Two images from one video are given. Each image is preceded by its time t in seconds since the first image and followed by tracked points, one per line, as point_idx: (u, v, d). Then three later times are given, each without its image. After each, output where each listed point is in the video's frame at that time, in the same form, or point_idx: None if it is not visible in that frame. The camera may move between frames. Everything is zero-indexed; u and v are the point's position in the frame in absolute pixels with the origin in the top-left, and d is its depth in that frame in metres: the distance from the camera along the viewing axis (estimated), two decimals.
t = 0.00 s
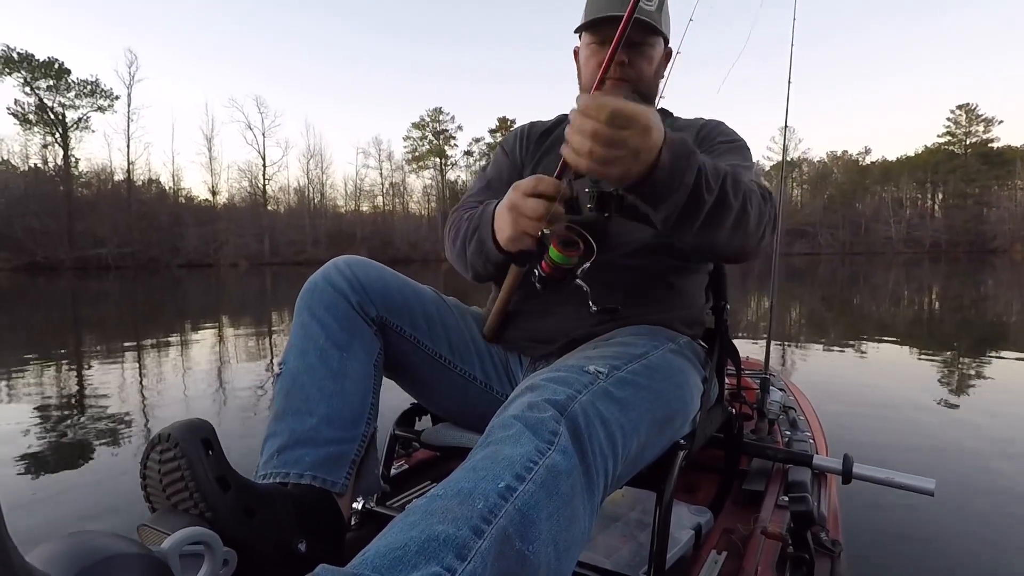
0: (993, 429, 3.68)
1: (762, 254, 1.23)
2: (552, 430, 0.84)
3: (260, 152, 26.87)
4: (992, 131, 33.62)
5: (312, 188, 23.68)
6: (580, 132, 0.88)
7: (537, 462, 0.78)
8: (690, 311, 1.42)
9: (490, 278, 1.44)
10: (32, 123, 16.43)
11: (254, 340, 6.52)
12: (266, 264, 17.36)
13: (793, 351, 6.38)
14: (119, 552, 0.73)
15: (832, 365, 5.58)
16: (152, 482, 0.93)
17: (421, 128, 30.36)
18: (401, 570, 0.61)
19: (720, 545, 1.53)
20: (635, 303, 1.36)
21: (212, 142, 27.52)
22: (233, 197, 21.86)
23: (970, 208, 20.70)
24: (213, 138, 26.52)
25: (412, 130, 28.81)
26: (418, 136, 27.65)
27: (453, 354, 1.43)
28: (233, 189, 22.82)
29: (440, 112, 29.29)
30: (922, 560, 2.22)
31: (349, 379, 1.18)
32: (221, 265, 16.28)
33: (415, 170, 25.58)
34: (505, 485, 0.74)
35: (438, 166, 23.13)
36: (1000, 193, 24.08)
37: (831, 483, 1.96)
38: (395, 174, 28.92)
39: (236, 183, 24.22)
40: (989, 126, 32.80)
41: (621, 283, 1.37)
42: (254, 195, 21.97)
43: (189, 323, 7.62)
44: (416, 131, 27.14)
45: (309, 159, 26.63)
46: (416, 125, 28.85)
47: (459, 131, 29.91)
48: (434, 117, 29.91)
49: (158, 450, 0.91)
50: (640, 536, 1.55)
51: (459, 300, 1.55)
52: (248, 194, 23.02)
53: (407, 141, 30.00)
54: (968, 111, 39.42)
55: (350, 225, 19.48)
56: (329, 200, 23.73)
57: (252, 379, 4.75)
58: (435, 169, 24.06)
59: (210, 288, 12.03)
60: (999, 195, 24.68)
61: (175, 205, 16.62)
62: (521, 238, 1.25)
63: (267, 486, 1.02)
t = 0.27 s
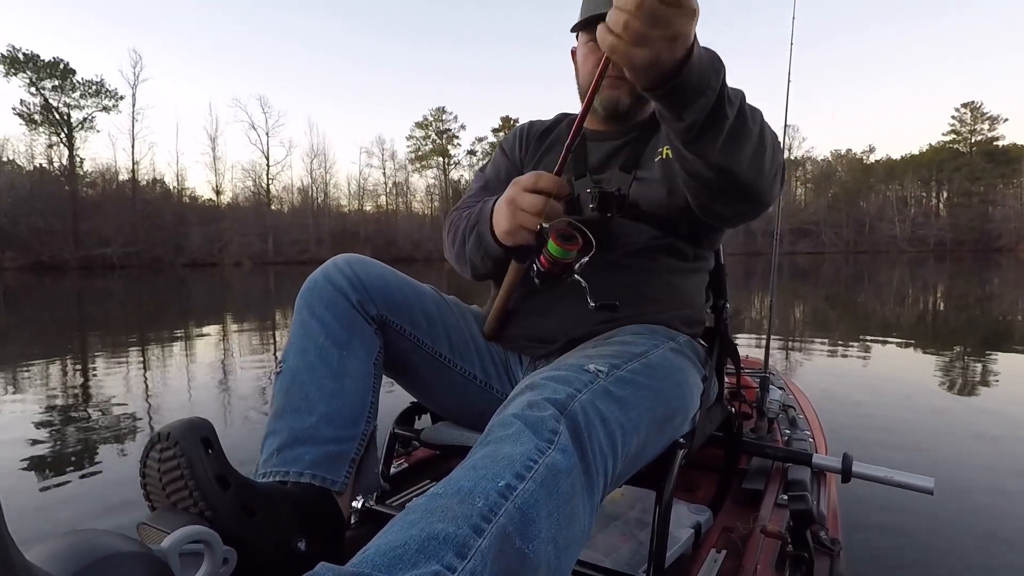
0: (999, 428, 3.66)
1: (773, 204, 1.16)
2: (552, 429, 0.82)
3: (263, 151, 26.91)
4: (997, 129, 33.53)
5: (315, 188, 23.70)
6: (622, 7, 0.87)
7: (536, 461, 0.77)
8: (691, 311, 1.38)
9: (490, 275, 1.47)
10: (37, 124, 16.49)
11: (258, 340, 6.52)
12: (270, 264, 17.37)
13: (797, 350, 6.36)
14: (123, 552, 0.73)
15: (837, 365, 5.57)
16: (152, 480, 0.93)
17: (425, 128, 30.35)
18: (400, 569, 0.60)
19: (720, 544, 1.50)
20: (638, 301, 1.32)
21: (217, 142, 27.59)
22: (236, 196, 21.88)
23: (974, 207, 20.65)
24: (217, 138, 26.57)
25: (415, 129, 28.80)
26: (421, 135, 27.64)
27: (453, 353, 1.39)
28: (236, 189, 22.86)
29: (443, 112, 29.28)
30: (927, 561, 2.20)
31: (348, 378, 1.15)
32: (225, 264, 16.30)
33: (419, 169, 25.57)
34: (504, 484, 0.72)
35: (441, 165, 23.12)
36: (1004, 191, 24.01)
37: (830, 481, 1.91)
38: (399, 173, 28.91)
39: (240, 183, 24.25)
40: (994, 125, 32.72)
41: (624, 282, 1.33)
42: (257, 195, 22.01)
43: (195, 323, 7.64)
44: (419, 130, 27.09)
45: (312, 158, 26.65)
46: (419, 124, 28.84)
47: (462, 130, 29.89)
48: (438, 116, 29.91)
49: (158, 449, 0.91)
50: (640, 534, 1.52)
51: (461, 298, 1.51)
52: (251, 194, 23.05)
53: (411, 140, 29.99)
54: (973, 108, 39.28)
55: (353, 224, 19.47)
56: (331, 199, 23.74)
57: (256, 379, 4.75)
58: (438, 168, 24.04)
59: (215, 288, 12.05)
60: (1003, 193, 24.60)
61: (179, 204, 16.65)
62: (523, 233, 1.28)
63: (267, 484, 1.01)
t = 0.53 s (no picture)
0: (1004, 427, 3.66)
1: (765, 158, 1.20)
2: (552, 429, 0.83)
3: (267, 152, 26.94)
4: (1003, 126, 33.41)
5: (319, 188, 23.70)
6: None
7: (536, 461, 0.78)
8: (690, 309, 1.39)
9: (462, 201, 1.38)
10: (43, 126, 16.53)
11: (264, 340, 6.54)
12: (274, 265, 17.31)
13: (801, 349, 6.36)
14: (121, 551, 0.74)
15: (842, 364, 5.57)
16: (153, 479, 0.94)
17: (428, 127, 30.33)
18: (401, 568, 0.62)
19: (721, 543, 1.51)
20: (636, 301, 1.33)
21: (221, 143, 27.63)
22: (240, 197, 21.90)
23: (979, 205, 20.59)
24: (221, 139, 26.60)
25: (419, 129, 28.79)
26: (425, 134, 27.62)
27: (454, 350, 1.39)
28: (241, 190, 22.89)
29: (447, 111, 29.26)
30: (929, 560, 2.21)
31: (350, 375, 1.17)
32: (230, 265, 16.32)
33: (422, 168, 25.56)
34: (505, 484, 0.74)
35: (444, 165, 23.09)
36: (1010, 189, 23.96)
37: (830, 480, 1.92)
38: (402, 173, 28.90)
39: (244, 183, 24.27)
40: (999, 122, 32.61)
41: (623, 282, 1.34)
42: (261, 195, 22.03)
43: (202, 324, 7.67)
44: (422, 129, 27.08)
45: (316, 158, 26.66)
46: (423, 123, 28.83)
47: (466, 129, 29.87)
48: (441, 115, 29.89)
49: (159, 448, 0.92)
50: (640, 533, 1.54)
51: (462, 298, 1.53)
52: (255, 194, 23.07)
53: (414, 139, 29.98)
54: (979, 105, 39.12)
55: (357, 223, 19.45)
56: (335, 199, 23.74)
57: (261, 379, 4.77)
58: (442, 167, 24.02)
59: (220, 288, 12.06)
60: (1009, 191, 24.54)
61: (183, 206, 16.67)
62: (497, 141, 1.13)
63: (268, 484, 1.02)
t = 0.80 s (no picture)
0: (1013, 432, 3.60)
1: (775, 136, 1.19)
2: (553, 428, 0.80)
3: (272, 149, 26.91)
4: (1008, 129, 33.28)
5: (323, 186, 23.66)
6: None
7: (538, 460, 0.74)
8: (691, 309, 1.35)
9: (470, 118, 1.28)
10: (48, 120, 16.51)
11: (266, 337, 6.49)
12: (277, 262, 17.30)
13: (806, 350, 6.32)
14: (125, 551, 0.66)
15: (848, 366, 5.51)
16: (152, 479, 0.86)
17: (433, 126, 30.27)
18: (401, 568, 0.59)
19: (720, 543, 1.43)
20: (639, 300, 1.29)
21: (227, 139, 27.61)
22: (244, 193, 21.86)
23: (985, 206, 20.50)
24: (226, 135, 26.57)
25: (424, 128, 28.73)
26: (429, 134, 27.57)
27: (455, 351, 1.34)
28: (245, 186, 22.85)
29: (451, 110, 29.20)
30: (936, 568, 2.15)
31: (351, 375, 1.11)
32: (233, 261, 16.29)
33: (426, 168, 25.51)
34: (505, 483, 0.71)
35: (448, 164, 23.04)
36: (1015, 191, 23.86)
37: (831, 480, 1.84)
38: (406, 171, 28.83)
39: (248, 180, 24.23)
40: (1005, 124, 32.49)
41: (624, 282, 1.30)
42: (265, 191, 21.99)
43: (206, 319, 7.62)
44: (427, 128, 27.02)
45: (320, 156, 26.62)
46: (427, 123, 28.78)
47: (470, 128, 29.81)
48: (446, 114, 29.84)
49: (158, 449, 0.84)
50: (640, 533, 1.44)
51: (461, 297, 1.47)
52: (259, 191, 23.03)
53: (418, 138, 29.93)
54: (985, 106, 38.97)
55: (360, 221, 19.39)
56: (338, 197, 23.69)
57: (263, 376, 4.72)
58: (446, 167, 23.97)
59: (224, 285, 12.02)
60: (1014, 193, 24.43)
61: (187, 201, 16.63)
62: (530, 57, 1.06)
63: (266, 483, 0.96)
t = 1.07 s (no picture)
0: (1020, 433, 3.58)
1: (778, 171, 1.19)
2: (552, 428, 0.78)
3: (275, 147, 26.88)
4: (1013, 129, 33.18)
5: (326, 184, 23.61)
6: None
7: (537, 461, 0.73)
8: (689, 309, 1.33)
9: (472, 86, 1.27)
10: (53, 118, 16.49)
11: (269, 334, 6.46)
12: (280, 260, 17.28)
13: (809, 350, 6.32)
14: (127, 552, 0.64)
15: (854, 365, 5.48)
16: (153, 479, 0.85)
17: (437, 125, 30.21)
18: (401, 568, 0.57)
19: (721, 543, 1.42)
20: (636, 300, 1.27)
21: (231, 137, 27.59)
22: (247, 191, 21.81)
23: (990, 206, 20.43)
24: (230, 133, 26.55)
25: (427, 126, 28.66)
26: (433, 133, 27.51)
27: (455, 350, 1.31)
28: (247, 184, 22.82)
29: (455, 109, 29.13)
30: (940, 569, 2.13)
31: (351, 374, 1.09)
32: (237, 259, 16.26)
33: (430, 166, 25.46)
34: (505, 483, 0.69)
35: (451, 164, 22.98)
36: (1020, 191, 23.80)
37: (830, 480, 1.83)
38: (410, 170, 28.78)
39: (251, 178, 24.19)
40: (1010, 124, 32.37)
41: (622, 281, 1.29)
42: (268, 189, 21.96)
43: (209, 316, 7.60)
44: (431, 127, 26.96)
45: (323, 154, 26.58)
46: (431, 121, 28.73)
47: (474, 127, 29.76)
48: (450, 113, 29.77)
49: (159, 449, 0.83)
50: (642, 534, 1.42)
51: (461, 297, 1.45)
52: (262, 189, 22.99)
53: (422, 137, 29.89)
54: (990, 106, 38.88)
55: (363, 220, 19.35)
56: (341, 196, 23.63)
57: (266, 373, 4.70)
58: (449, 166, 23.92)
59: (228, 283, 11.99)
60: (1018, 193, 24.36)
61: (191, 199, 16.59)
62: (535, 20, 1.07)
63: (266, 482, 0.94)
